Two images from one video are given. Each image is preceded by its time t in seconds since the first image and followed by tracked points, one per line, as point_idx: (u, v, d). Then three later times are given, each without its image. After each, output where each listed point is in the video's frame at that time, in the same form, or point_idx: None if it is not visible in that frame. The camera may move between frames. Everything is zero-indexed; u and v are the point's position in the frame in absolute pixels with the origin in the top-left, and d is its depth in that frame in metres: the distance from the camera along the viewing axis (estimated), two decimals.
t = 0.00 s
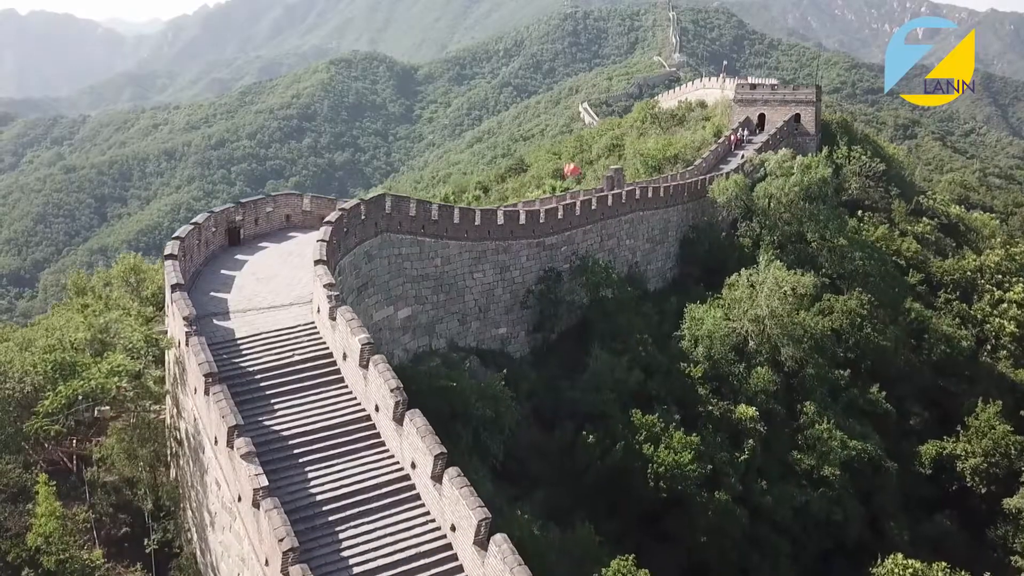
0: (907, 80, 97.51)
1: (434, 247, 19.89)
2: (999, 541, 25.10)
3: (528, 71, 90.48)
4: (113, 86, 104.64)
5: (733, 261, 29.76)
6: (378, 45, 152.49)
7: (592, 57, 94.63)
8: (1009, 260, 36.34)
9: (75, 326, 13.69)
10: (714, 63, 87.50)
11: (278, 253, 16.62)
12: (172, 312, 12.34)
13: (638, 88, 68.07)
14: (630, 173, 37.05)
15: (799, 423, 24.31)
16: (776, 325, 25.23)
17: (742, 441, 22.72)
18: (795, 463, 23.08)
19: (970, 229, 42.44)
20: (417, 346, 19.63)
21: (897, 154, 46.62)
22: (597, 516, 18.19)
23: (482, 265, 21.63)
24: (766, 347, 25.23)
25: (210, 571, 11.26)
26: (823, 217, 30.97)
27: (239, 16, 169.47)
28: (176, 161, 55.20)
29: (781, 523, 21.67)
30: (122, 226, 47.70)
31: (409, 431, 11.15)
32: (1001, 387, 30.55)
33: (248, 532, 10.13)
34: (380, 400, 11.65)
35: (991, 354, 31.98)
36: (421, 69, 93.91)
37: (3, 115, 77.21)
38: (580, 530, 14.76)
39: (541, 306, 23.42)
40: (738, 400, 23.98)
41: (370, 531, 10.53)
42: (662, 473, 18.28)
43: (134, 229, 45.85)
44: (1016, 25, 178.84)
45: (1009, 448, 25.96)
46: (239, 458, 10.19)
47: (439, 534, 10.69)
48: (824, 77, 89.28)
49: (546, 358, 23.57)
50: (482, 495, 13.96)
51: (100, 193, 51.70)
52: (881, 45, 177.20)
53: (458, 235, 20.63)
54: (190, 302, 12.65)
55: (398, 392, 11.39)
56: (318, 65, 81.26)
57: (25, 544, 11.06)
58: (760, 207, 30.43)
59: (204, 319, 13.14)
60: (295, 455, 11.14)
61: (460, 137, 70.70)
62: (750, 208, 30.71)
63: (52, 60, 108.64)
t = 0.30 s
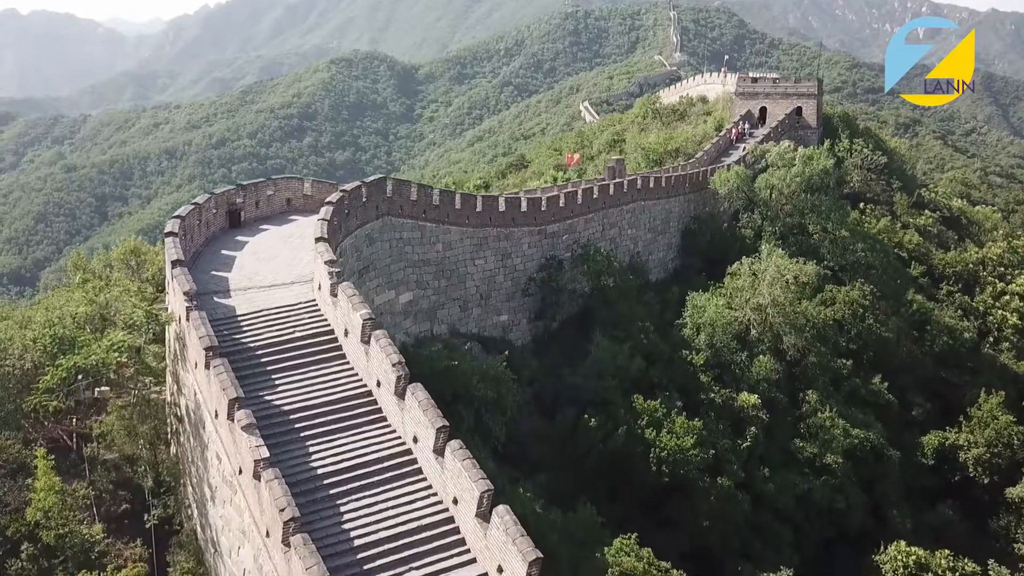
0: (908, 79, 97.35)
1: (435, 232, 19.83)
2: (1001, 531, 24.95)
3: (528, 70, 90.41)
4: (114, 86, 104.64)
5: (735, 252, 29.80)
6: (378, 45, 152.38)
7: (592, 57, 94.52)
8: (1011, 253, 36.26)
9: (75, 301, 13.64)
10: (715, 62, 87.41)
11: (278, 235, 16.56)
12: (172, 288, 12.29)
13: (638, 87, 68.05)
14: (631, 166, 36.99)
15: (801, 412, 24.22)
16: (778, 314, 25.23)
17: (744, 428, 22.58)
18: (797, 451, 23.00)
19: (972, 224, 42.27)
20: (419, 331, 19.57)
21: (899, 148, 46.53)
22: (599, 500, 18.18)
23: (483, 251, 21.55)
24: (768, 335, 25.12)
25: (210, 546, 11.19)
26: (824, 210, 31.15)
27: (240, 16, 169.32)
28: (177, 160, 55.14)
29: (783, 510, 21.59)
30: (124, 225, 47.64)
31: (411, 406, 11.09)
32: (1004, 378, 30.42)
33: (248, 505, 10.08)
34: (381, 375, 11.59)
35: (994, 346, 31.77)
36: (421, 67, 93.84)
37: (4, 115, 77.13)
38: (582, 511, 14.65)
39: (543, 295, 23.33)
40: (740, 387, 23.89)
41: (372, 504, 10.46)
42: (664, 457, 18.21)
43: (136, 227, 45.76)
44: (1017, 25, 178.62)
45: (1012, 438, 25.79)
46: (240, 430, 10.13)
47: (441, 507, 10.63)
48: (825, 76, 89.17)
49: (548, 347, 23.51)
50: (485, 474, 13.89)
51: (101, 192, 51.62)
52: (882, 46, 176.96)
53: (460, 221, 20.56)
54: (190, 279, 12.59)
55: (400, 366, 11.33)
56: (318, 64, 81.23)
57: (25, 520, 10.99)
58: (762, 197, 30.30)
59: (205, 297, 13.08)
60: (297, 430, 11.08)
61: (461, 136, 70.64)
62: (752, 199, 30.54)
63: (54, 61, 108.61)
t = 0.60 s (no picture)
0: (909, 79, 97.16)
1: (437, 217, 19.74)
2: (1005, 522, 24.87)
3: (529, 70, 90.24)
4: (115, 86, 104.44)
5: (735, 243, 29.82)
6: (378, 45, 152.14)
7: (593, 56, 94.34)
8: (1014, 245, 36.14)
9: (76, 279, 13.53)
10: (716, 61, 87.23)
11: (279, 216, 16.50)
12: (173, 263, 12.22)
13: (639, 86, 67.99)
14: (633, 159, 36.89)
15: (804, 400, 24.13)
16: (780, 303, 25.17)
17: (747, 416, 22.42)
18: (800, 439, 22.92)
19: (974, 218, 42.11)
20: (421, 316, 19.50)
21: (901, 142, 46.38)
22: (600, 485, 18.11)
23: (485, 238, 21.47)
24: (770, 324, 25.01)
25: (211, 520, 11.14)
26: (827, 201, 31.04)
27: (241, 16, 169.21)
28: (178, 159, 55.03)
29: (786, 498, 21.51)
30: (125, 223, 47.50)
31: (414, 379, 11.04)
32: (1007, 369, 30.30)
33: (250, 476, 10.02)
34: (384, 350, 11.53)
35: (996, 338, 31.61)
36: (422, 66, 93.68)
37: (5, 113, 77.10)
38: (585, 491, 14.57)
39: (544, 282, 23.25)
40: (743, 375, 23.81)
41: (374, 476, 10.40)
42: (667, 442, 18.14)
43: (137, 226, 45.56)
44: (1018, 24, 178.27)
45: (1015, 429, 25.43)
46: (242, 401, 10.06)
47: (443, 480, 10.57)
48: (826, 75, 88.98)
49: (549, 335, 23.43)
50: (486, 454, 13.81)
51: (102, 191, 51.44)
52: (882, 46, 176.39)
53: (462, 206, 20.45)
54: (191, 254, 12.53)
55: (402, 340, 11.28)
56: (319, 63, 81.14)
57: (25, 493, 10.91)
58: (764, 188, 30.18)
59: (206, 274, 13.02)
60: (299, 403, 11.02)
61: (462, 136, 70.59)
62: (754, 190, 30.34)
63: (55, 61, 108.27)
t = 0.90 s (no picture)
0: (911, 79, 96.90)
1: (438, 200, 19.65)
2: (1009, 512, 24.45)
3: (531, 70, 90.09)
4: (116, 87, 104.39)
5: (737, 232, 29.67)
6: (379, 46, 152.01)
7: (595, 55, 94.23)
8: (1017, 236, 35.99)
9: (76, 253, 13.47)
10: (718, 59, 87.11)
11: (281, 195, 16.43)
12: (174, 235, 12.16)
13: (641, 84, 67.90)
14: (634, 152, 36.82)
15: (807, 387, 24.03)
16: (783, 289, 25.10)
17: (750, 401, 22.31)
18: (803, 425, 22.83)
19: (977, 211, 41.93)
20: (423, 298, 19.45)
21: (904, 136, 46.25)
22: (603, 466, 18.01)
23: (487, 222, 21.38)
24: (773, 311, 24.97)
25: (211, 491, 11.06)
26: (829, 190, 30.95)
27: (242, 16, 169.16)
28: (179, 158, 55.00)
29: (789, 483, 21.40)
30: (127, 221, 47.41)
31: (416, 349, 10.97)
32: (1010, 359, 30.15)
33: (251, 444, 9.94)
34: (386, 321, 11.46)
35: (1000, 329, 31.39)
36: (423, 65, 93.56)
37: (6, 113, 77.12)
38: (588, 469, 14.45)
39: (546, 268, 23.17)
40: (745, 361, 23.74)
41: (377, 445, 10.32)
42: (670, 424, 18.09)
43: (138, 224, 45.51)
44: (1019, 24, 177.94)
45: (1019, 417, 25.23)
46: (243, 368, 9.97)
47: (446, 449, 10.50)
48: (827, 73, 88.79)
49: (551, 321, 23.36)
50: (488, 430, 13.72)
51: (103, 190, 51.39)
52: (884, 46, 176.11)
53: (463, 189, 20.34)
54: (192, 226, 12.46)
55: (405, 311, 11.21)
56: (320, 62, 81.11)
57: (25, 463, 10.85)
58: (767, 177, 30.08)
59: (206, 248, 12.95)
60: (300, 373, 10.95)
61: (462, 134, 70.48)
62: (756, 180, 30.14)
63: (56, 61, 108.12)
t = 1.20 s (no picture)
0: (911, 79, 96.70)
1: (439, 184, 19.58)
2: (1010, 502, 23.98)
3: (531, 69, 89.87)
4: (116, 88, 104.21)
5: (739, 222, 29.55)
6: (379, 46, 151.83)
7: (595, 54, 94.05)
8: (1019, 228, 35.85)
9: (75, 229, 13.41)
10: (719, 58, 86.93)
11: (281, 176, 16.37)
12: (175, 209, 12.10)
13: (642, 82, 67.74)
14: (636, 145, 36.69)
15: (809, 374, 23.94)
16: (785, 278, 25.04)
17: (752, 388, 22.23)
18: (805, 413, 22.74)
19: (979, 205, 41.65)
20: (424, 282, 19.39)
21: (906, 129, 46.11)
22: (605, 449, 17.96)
23: (488, 208, 21.29)
24: (775, 299, 24.88)
25: (212, 465, 11.00)
26: (831, 182, 30.82)
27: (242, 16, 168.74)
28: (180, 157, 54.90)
29: (791, 470, 21.31)
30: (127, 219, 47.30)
31: (418, 323, 10.90)
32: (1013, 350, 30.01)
33: (252, 414, 9.88)
34: (387, 295, 11.39)
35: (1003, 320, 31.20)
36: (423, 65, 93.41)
37: (6, 112, 76.97)
38: (590, 449, 14.36)
39: (548, 256, 23.09)
40: (747, 349, 23.69)
41: (378, 417, 10.27)
42: (672, 408, 18.04)
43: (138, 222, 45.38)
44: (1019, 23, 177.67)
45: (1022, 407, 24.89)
46: (244, 338, 9.90)
47: (448, 421, 10.44)
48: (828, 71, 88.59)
49: (553, 308, 23.29)
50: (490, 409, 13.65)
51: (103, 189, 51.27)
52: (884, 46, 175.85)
53: (464, 174, 20.25)
54: (193, 201, 12.40)
55: (406, 284, 11.14)
56: (321, 61, 81.01)
57: (25, 437, 10.80)
58: (768, 168, 29.98)
59: (207, 225, 12.89)
60: (301, 346, 10.89)
61: (463, 133, 70.32)
62: (758, 172, 30.10)
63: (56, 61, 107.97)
